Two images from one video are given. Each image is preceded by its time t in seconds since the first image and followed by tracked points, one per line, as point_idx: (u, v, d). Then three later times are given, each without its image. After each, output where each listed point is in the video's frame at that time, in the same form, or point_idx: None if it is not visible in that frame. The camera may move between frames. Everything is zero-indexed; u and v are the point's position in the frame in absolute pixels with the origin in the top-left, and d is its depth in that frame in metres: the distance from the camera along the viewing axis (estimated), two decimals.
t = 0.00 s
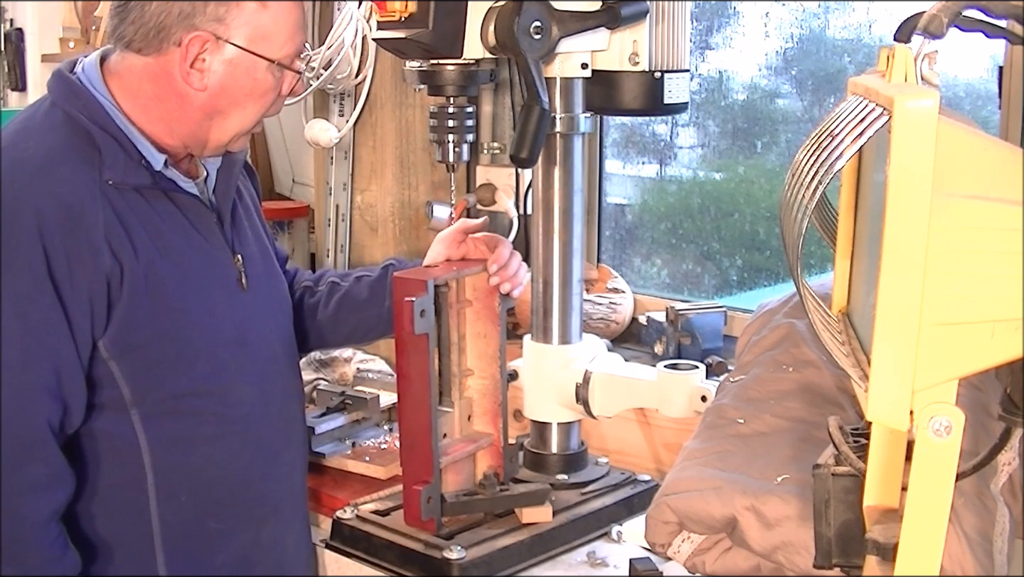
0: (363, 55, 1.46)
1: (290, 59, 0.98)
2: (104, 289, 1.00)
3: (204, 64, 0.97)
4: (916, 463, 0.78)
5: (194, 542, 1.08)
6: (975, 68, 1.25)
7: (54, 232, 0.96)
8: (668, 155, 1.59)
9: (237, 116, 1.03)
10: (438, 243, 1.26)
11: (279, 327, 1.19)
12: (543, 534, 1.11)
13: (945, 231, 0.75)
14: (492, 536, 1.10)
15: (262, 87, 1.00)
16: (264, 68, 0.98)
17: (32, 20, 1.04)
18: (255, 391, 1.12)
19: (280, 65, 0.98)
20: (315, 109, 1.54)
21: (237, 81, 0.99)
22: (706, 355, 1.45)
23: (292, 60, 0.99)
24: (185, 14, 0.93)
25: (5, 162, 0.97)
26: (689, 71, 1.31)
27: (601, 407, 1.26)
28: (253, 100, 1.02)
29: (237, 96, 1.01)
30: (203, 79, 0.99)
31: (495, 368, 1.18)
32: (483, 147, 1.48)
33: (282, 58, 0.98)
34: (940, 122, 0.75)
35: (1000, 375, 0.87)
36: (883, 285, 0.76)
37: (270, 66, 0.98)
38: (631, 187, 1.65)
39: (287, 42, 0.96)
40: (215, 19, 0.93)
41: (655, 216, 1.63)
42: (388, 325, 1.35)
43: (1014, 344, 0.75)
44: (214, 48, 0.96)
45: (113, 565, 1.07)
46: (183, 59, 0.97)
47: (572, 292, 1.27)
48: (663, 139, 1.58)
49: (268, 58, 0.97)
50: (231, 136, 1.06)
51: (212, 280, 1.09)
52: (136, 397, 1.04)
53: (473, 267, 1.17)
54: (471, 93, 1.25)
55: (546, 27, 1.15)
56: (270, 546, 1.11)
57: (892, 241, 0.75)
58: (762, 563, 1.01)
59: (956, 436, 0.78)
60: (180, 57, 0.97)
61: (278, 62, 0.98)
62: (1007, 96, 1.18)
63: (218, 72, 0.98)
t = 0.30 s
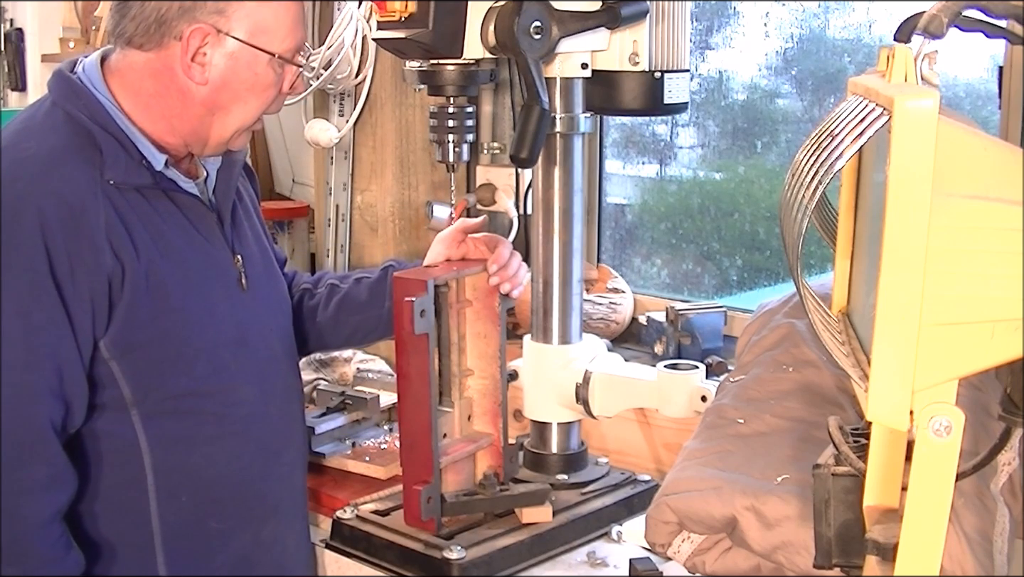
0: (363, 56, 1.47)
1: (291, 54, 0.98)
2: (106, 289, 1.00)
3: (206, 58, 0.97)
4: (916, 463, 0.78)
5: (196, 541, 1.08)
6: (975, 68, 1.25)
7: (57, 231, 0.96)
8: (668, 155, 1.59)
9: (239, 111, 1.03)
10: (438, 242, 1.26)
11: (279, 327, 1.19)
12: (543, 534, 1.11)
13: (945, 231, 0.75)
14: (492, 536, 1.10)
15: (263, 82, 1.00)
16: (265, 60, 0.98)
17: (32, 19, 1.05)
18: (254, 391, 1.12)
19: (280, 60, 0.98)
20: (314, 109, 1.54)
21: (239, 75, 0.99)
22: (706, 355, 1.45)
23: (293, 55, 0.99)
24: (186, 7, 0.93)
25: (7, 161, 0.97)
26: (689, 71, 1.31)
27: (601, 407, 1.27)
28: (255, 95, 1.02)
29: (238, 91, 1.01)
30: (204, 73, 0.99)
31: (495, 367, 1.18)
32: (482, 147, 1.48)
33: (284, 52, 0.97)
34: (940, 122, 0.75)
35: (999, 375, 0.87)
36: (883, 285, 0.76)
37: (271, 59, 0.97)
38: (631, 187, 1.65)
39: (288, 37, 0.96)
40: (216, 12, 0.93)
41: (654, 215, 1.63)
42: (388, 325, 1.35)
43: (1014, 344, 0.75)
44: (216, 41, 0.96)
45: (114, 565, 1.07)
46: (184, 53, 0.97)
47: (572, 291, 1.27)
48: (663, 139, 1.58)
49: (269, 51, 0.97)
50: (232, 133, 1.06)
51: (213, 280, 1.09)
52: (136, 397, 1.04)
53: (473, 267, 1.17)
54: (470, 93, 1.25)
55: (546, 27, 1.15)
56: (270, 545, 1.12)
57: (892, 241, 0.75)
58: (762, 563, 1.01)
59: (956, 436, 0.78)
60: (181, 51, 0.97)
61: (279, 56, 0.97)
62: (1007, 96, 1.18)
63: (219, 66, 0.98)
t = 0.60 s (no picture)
0: (363, 55, 1.43)
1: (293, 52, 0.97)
2: (106, 287, 1.00)
3: (205, 53, 0.97)
4: (916, 463, 0.78)
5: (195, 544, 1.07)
6: (974, 68, 1.25)
7: (56, 229, 0.96)
8: (668, 155, 1.61)
9: (240, 108, 1.03)
10: (437, 242, 1.26)
11: (278, 328, 1.19)
12: (543, 534, 1.11)
13: (945, 230, 0.75)
14: (492, 536, 1.10)
15: (263, 79, 1.00)
16: (264, 57, 0.97)
17: (32, 19, 1.00)
18: (254, 391, 1.12)
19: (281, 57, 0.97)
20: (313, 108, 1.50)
21: (239, 71, 0.99)
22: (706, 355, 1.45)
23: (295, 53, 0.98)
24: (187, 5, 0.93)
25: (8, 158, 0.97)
26: (690, 71, 1.32)
27: (601, 407, 1.27)
28: (256, 90, 1.01)
29: (238, 87, 1.01)
30: (204, 68, 0.99)
31: (495, 367, 1.18)
32: (483, 147, 1.50)
33: (284, 50, 0.96)
34: (940, 122, 0.75)
35: (999, 375, 0.87)
36: (883, 286, 0.76)
37: (270, 56, 0.97)
38: (630, 187, 1.69)
39: (288, 35, 0.95)
40: (216, 7, 0.93)
41: (654, 216, 1.67)
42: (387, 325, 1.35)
43: (1015, 344, 0.75)
44: (217, 37, 0.96)
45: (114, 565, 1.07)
46: (184, 49, 0.97)
47: (572, 291, 1.27)
48: (663, 139, 1.60)
49: (268, 49, 0.96)
50: (234, 131, 1.06)
51: (213, 280, 1.10)
52: (136, 397, 1.04)
53: (473, 267, 1.18)
54: (471, 93, 1.25)
55: (546, 27, 1.15)
56: (268, 548, 1.09)
57: (892, 240, 0.75)
58: (762, 563, 1.01)
59: (956, 436, 0.78)
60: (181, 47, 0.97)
61: (279, 53, 0.96)
62: (1007, 96, 1.18)
63: (219, 62, 0.98)
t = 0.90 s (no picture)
0: (363, 55, 1.46)
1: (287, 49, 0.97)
2: (105, 287, 1.00)
3: (195, 49, 0.96)
4: (916, 463, 0.78)
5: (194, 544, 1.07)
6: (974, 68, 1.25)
7: (56, 228, 0.96)
8: (668, 155, 1.60)
9: (234, 105, 1.03)
10: (438, 242, 1.26)
11: (278, 327, 1.19)
12: (543, 534, 1.11)
13: (946, 231, 0.75)
14: (492, 536, 1.10)
15: (256, 75, 0.99)
16: (257, 53, 0.96)
17: (31, 20, 1.02)
18: (254, 391, 1.12)
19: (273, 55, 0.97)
20: (311, 109, 1.52)
21: (230, 68, 0.98)
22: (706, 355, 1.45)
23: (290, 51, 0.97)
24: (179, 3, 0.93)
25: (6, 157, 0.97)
26: (690, 71, 1.32)
27: (601, 407, 1.27)
28: (250, 88, 1.01)
29: (230, 85, 1.00)
30: (196, 64, 0.98)
31: (495, 367, 1.19)
32: (482, 147, 1.48)
33: (277, 45, 0.96)
34: (939, 122, 0.75)
35: (999, 375, 0.87)
36: (884, 287, 0.76)
37: (263, 51, 0.96)
38: (630, 188, 1.68)
39: (281, 30, 0.94)
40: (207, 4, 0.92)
41: (655, 216, 1.66)
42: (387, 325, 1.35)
43: (1015, 344, 0.74)
44: (208, 34, 0.95)
45: (114, 565, 1.07)
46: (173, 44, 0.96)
47: (572, 291, 1.27)
48: (664, 139, 1.59)
49: (260, 44, 0.95)
50: (230, 130, 1.06)
51: (212, 281, 1.09)
52: (135, 397, 1.04)
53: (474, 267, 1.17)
54: (470, 93, 1.26)
55: (546, 27, 1.15)
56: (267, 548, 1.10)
57: (893, 241, 0.75)
58: (762, 563, 1.01)
59: (957, 436, 0.78)
60: (172, 47, 0.97)
61: (272, 49, 0.96)
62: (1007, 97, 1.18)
63: (210, 58, 0.97)
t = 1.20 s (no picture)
0: (362, 56, 1.46)
1: (209, 30, 0.90)
2: (88, 286, 0.97)
3: (132, 21, 0.95)
4: (916, 463, 0.78)
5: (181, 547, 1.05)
6: (974, 68, 1.25)
7: (42, 227, 0.93)
8: (668, 155, 1.60)
9: (163, 85, 0.99)
10: (437, 242, 1.25)
11: (272, 339, 1.20)
12: (543, 534, 1.11)
13: (946, 230, 0.75)
14: (492, 536, 1.10)
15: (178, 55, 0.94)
16: (182, 36, 0.92)
17: (32, 19, 0.93)
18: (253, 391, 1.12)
19: (197, 36, 0.91)
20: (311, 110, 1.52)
21: (155, 44, 0.94)
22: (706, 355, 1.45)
23: (217, 36, 0.91)
24: None
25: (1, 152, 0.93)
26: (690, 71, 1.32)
27: (601, 407, 1.27)
28: (174, 70, 0.96)
29: (156, 63, 0.96)
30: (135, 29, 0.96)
31: (495, 367, 1.19)
32: (483, 147, 1.49)
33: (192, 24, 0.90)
34: (940, 121, 0.75)
35: (998, 374, 0.87)
36: (883, 286, 0.76)
37: (186, 32, 0.91)
38: (631, 187, 1.68)
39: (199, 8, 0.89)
40: None
41: (654, 215, 1.66)
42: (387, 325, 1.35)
43: (1014, 343, 0.75)
44: (144, 7, 0.94)
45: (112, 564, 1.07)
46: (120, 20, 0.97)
47: (572, 291, 1.27)
48: (663, 139, 1.59)
49: (180, 20, 0.90)
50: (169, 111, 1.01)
51: (205, 286, 1.09)
52: (118, 400, 1.03)
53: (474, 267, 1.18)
54: (470, 92, 1.26)
55: (546, 27, 1.15)
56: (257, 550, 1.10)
57: (892, 240, 0.75)
58: (762, 563, 1.01)
59: (956, 436, 0.78)
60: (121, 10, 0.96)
61: (192, 28, 0.91)
62: (1007, 96, 1.18)
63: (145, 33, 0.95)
